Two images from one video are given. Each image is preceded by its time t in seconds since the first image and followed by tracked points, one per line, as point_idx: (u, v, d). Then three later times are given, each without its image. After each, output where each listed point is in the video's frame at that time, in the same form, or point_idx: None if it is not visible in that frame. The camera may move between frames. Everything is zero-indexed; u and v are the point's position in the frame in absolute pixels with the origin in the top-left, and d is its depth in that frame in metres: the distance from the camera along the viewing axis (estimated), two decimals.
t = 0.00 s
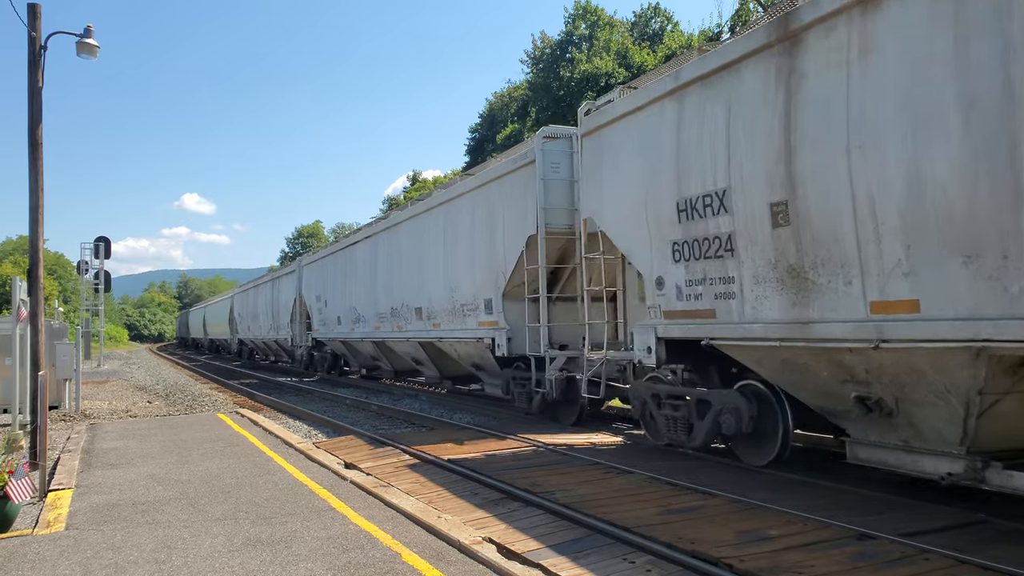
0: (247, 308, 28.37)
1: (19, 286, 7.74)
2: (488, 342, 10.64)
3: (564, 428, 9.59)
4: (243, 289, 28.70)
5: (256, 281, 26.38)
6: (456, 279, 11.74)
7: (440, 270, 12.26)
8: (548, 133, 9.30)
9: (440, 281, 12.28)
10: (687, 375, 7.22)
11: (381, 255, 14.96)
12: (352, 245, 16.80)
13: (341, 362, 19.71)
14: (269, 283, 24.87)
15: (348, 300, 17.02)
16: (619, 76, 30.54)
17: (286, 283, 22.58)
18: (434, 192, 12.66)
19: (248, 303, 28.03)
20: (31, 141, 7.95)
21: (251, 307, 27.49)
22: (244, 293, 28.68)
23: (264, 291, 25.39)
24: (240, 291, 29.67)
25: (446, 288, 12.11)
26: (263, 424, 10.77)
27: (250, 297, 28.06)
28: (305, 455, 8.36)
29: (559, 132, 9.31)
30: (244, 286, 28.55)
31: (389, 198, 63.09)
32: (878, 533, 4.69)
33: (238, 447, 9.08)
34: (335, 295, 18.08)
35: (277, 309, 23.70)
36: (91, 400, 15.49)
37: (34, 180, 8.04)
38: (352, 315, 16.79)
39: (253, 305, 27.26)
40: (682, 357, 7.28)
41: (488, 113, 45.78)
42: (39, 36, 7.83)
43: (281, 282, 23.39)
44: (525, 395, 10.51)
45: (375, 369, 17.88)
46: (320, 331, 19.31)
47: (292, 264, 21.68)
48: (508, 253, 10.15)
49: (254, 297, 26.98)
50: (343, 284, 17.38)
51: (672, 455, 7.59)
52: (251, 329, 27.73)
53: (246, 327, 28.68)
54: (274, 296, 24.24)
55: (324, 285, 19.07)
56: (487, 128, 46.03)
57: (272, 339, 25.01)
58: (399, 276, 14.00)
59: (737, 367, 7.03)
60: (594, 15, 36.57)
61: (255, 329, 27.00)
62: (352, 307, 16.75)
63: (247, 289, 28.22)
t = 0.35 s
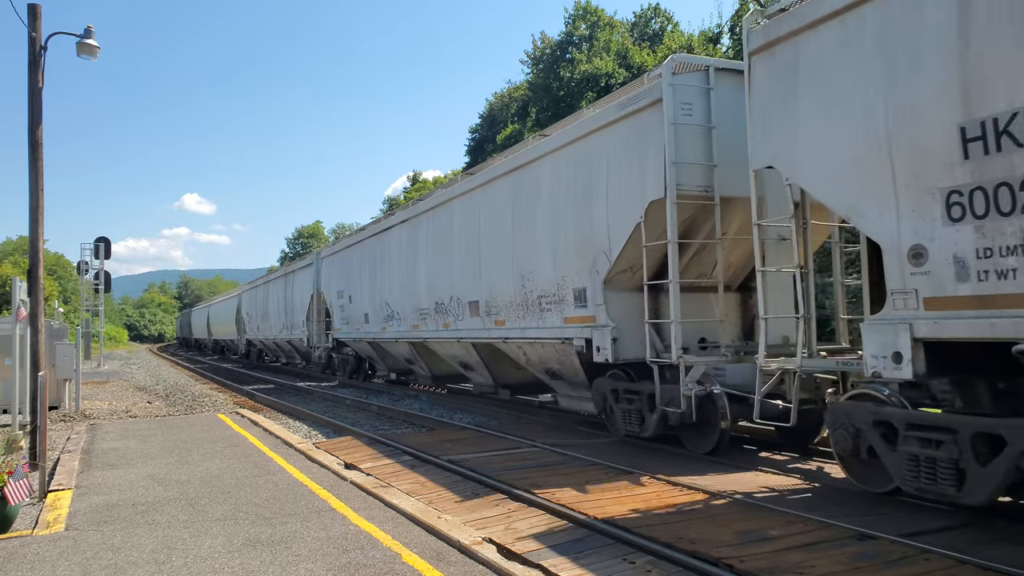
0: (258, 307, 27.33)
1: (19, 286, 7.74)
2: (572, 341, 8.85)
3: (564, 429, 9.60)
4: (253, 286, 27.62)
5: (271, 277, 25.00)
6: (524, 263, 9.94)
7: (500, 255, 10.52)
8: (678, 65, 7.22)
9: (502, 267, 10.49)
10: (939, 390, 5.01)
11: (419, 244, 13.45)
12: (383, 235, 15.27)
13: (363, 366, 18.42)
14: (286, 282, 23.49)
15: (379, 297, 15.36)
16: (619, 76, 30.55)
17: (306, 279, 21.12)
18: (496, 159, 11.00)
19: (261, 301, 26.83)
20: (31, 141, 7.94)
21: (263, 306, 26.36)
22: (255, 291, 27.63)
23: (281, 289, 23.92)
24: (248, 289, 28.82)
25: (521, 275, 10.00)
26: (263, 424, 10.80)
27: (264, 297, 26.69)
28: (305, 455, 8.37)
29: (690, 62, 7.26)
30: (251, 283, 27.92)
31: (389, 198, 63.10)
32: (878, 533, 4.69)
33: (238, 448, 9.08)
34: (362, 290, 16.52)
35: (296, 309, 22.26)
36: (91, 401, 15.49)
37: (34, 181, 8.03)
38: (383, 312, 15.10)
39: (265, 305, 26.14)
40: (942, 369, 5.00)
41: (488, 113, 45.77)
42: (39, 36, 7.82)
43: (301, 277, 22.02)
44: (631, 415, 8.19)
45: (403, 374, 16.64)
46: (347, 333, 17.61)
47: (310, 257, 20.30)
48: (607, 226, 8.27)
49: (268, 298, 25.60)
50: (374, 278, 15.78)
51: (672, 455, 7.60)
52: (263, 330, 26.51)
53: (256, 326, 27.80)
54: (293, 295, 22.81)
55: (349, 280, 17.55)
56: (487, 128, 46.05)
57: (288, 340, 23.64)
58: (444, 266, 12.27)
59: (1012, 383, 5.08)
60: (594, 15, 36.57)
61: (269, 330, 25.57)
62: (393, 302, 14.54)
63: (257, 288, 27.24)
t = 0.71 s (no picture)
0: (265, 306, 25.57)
1: (18, 287, 7.73)
2: (727, 345, 6.14)
3: (564, 429, 9.61)
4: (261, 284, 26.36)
5: (282, 273, 23.34)
6: (667, 228, 6.77)
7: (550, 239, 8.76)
8: None
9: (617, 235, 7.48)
10: None
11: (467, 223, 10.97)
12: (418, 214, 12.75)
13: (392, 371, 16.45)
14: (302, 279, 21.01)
15: (415, 291, 12.86)
16: (619, 76, 30.56)
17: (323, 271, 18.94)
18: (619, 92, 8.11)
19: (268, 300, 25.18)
20: (30, 141, 7.94)
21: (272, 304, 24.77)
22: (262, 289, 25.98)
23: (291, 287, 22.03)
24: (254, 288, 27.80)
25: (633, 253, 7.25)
26: (263, 424, 10.82)
27: (275, 295, 24.01)
28: (305, 456, 8.37)
29: None
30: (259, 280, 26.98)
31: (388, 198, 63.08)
32: (878, 533, 4.68)
33: (238, 448, 9.08)
34: (392, 283, 14.01)
35: (312, 304, 19.86)
36: (90, 402, 15.48)
37: (34, 181, 8.03)
38: (420, 304, 12.70)
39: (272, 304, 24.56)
40: None
41: (488, 113, 45.78)
42: (38, 36, 7.82)
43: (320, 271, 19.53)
44: (830, 453, 5.45)
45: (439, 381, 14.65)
46: (376, 334, 14.93)
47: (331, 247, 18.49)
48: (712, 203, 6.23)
49: (277, 295, 23.87)
50: (410, 264, 13.15)
51: (672, 455, 7.61)
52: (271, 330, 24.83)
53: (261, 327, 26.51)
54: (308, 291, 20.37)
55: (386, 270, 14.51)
56: (486, 128, 46.08)
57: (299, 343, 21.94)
58: (504, 247, 9.82)
59: None
60: (594, 15, 36.55)
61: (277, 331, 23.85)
62: (446, 289, 11.60)
63: (266, 285, 25.75)
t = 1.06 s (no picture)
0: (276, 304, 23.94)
1: (17, 286, 7.73)
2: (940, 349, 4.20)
3: (563, 428, 9.62)
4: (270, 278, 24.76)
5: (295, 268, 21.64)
6: (839, 183, 4.82)
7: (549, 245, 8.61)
8: None
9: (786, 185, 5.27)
10: None
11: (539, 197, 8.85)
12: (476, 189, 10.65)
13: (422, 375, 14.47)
14: (319, 273, 19.16)
15: (469, 281, 10.68)
16: (619, 75, 30.56)
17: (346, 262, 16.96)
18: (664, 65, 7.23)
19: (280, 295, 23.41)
20: (28, 140, 7.94)
21: (281, 301, 23.19)
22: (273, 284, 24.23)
23: (305, 280, 20.55)
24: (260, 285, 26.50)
25: (812, 206, 5.04)
26: (263, 423, 10.82)
27: (290, 290, 22.23)
28: (304, 455, 8.36)
29: None
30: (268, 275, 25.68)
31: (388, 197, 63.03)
32: (877, 531, 4.69)
33: (237, 447, 9.08)
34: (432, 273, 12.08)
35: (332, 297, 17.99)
36: (90, 401, 15.49)
37: (32, 180, 8.02)
38: (488, 294, 10.18)
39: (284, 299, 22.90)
40: None
41: (487, 112, 45.77)
42: (37, 35, 7.81)
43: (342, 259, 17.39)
44: None
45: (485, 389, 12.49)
46: (418, 332, 12.68)
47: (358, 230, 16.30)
48: (708, 208, 6.03)
49: (291, 291, 22.14)
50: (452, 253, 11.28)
51: (671, 454, 7.61)
52: (280, 330, 23.20)
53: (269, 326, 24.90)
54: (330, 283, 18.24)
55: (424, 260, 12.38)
56: (486, 127, 46.08)
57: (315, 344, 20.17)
58: (601, 222, 7.55)
59: None
60: (593, 14, 36.52)
61: (290, 328, 22.08)
62: (518, 279, 9.26)
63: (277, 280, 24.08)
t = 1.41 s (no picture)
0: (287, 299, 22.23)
1: (15, 285, 7.72)
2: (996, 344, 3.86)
3: (561, 426, 9.63)
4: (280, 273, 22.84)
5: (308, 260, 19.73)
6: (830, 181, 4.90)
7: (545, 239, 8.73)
8: None
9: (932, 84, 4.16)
10: None
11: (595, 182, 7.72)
12: (502, 190, 9.85)
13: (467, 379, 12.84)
14: (340, 264, 17.01)
15: (553, 262, 8.50)
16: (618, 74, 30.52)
17: (374, 251, 14.74)
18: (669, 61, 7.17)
19: (291, 290, 21.70)
20: (26, 139, 7.92)
21: (292, 296, 21.59)
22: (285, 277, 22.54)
23: (319, 272, 18.49)
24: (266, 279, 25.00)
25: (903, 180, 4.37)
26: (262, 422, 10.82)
27: (303, 283, 20.10)
28: (303, 454, 8.35)
29: None
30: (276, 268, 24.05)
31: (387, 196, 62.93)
32: (876, 530, 4.69)
33: (236, 446, 9.07)
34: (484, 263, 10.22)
35: (354, 291, 16.00)
36: (88, 400, 15.47)
37: (30, 178, 8.01)
38: (580, 279, 8.00)
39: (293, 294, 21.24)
40: None
41: (486, 111, 45.74)
42: (35, 33, 7.80)
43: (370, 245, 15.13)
44: None
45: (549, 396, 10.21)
46: (476, 329, 10.52)
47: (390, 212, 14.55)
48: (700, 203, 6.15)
49: (304, 283, 19.94)
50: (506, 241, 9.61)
51: (671, 452, 7.62)
52: (292, 328, 21.54)
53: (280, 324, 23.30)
54: (353, 275, 16.09)
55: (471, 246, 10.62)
56: (485, 126, 46.05)
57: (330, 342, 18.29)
58: (686, 189, 6.29)
59: None
60: (593, 13, 36.47)
61: (303, 324, 20.19)
62: (601, 262, 7.58)
63: (291, 271, 21.95)
